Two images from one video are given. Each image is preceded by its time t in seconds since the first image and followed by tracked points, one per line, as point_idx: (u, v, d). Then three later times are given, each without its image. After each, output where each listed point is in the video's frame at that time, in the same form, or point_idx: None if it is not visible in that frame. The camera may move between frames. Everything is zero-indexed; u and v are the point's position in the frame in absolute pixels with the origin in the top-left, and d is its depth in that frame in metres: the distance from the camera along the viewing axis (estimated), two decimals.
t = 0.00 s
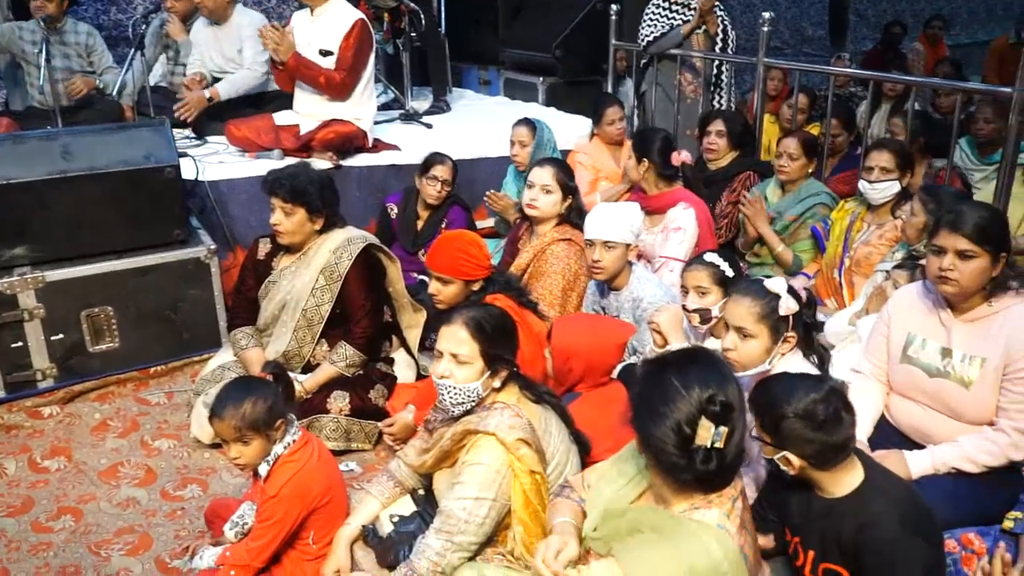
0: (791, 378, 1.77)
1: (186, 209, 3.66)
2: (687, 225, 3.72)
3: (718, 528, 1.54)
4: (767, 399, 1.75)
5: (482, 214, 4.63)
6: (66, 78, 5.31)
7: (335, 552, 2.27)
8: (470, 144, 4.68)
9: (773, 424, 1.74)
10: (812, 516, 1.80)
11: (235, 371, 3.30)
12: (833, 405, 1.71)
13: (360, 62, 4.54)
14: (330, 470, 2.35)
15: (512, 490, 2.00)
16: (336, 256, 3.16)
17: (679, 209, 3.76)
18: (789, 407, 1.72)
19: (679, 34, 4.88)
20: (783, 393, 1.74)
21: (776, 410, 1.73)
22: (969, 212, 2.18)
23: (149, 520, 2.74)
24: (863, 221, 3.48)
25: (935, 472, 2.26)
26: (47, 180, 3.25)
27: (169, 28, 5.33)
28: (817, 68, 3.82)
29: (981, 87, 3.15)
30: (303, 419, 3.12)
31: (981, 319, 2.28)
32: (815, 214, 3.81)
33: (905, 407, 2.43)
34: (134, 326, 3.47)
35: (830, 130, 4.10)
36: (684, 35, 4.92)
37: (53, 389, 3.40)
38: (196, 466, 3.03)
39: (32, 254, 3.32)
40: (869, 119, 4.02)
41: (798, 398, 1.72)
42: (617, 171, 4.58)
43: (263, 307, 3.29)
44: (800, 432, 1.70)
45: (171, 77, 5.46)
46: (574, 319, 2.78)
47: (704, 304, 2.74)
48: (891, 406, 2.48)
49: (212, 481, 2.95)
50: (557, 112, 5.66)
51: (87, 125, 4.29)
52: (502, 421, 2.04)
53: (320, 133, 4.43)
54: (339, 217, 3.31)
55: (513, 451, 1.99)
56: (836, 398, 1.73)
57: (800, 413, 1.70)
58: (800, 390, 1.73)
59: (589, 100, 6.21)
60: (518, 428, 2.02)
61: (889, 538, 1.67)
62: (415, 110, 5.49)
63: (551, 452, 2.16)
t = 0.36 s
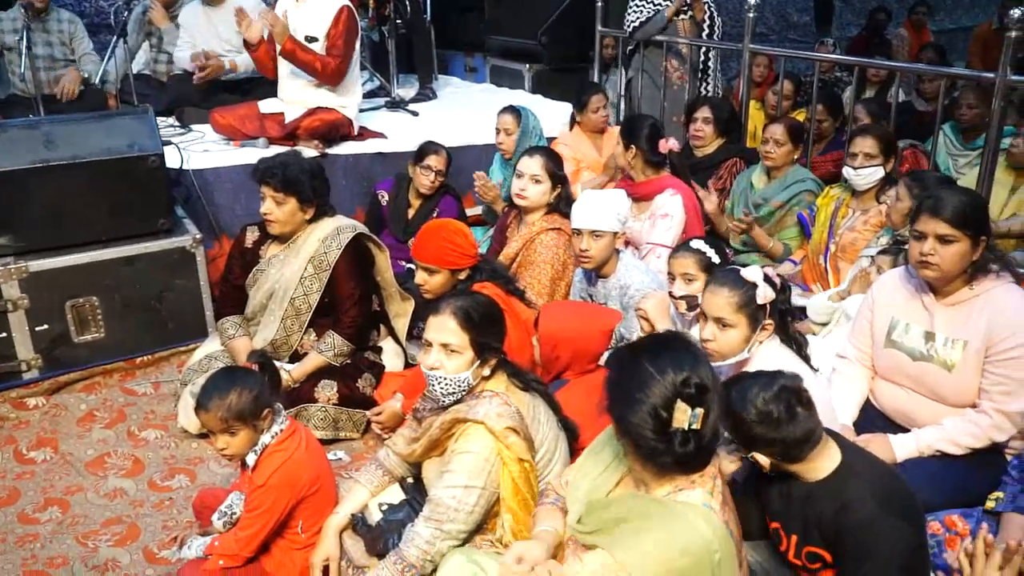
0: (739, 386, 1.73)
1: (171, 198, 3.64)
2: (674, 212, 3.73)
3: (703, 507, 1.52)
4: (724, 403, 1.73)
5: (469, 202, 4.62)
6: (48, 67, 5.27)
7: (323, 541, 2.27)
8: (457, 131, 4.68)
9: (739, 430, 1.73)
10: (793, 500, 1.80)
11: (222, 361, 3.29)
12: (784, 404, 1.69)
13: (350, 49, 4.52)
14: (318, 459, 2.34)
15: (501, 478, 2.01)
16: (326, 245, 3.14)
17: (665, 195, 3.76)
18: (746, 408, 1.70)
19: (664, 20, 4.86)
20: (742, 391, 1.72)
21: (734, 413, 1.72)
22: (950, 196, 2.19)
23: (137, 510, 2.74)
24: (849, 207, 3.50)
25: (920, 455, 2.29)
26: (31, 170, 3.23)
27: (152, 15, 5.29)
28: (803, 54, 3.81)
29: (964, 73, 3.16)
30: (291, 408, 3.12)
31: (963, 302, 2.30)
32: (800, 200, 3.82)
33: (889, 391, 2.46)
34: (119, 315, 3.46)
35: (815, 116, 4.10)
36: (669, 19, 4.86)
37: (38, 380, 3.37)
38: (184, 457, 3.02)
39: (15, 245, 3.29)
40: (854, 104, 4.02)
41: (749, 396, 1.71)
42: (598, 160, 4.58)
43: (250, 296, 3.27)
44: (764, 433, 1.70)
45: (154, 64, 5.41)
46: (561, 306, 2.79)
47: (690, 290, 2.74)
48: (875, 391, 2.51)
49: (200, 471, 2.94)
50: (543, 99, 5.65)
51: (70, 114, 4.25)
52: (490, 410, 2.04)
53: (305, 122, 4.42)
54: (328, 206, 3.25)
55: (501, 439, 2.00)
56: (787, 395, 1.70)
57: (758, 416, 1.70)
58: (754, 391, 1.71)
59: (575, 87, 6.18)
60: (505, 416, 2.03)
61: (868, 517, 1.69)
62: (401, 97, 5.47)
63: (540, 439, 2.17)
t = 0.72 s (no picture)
0: (725, 382, 1.75)
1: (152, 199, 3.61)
2: (653, 208, 3.73)
3: (663, 504, 1.50)
4: (711, 403, 1.75)
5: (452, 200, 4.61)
6: (26, 67, 5.22)
7: (309, 542, 2.26)
8: (439, 130, 4.67)
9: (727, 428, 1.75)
10: (778, 493, 1.81)
11: (205, 363, 3.27)
12: (770, 401, 1.70)
13: (326, 49, 4.52)
14: (301, 460, 2.33)
15: (486, 477, 2.01)
16: (308, 245, 3.12)
17: (645, 192, 3.77)
18: (735, 409, 1.71)
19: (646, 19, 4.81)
20: (725, 389, 1.74)
21: (723, 413, 1.74)
22: (917, 188, 2.21)
23: (120, 514, 2.71)
24: (830, 203, 3.52)
25: (901, 447, 2.30)
26: (10, 172, 3.20)
27: (131, 13, 5.23)
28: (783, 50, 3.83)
29: (941, 68, 3.19)
30: (275, 409, 3.11)
31: (937, 292, 2.31)
32: (782, 196, 3.84)
33: (870, 382, 2.47)
34: (100, 318, 3.43)
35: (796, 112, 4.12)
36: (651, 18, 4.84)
37: (18, 384, 3.34)
38: (167, 459, 3.00)
39: None
40: (833, 100, 4.04)
41: (734, 394, 1.72)
42: (576, 159, 4.59)
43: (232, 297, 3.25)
44: (751, 432, 1.72)
45: (133, 64, 5.37)
46: (545, 301, 2.83)
47: (673, 286, 2.74)
48: (855, 382, 2.53)
49: (184, 473, 2.92)
50: (526, 97, 5.65)
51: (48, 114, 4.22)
52: (475, 409, 2.04)
53: (286, 121, 4.41)
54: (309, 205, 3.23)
55: (486, 437, 2.00)
56: (772, 390, 1.71)
57: (746, 414, 1.71)
58: (738, 388, 1.73)
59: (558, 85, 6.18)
60: (490, 414, 2.03)
61: (852, 508, 1.70)
62: (383, 96, 5.45)
63: (525, 437, 2.16)
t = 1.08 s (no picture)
0: (695, 376, 1.77)
1: (114, 202, 3.55)
2: (622, 203, 3.74)
3: (622, 500, 1.49)
4: (683, 398, 1.76)
5: (420, 198, 4.60)
6: None
7: (280, 545, 2.24)
8: (407, 128, 4.65)
9: (698, 422, 1.76)
10: (746, 484, 1.82)
11: (172, 367, 3.23)
12: (741, 391, 1.72)
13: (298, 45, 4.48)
14: (271, 463, 2.31)
15: (457, 475, 2.01)
16: (271, 244, 3.09)
17: (614, 187, 3.79)
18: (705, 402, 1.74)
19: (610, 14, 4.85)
20: (696, 382, 1.76)
21: (693, 406, 1.75)
22: (882, 180, 2.24)
23: (87, 523, 2.67)
24: (794, 195, 3.55)
25: (866, 435, 2.34)
26: None
27: (90, 13, 5.15)
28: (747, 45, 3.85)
29: (901, 62, 3.23)
30: (244, 412, 3.07)
31: (901, 282, 2.34)
32: (747, 189, 3.87)
33: (835, 372, 2.50)
34: (64, 324, 3.38)
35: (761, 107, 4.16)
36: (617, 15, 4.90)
37: None
38: (134, 466, 2.96)
39: None
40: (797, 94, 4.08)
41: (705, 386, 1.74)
42: (553, 151, 4.58)
43: (196, 300, 3.22)
44: (720, 423, 1.73)
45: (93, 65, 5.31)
46: (515, 299, 2.83)
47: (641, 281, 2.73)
48: (822, 373, 2.55)
49: (152, 480, 2.88)
50: (492, 94, 5.63)
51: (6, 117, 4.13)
52: (446, 407, 2.02)
53: (251, 121, 4.37)
54: (271, 206, 3.20)
55: (457, 435, 1.99)
56: (743, 381, 1.74)
57: (716, 406, 1.73)
58: (709, 381, 1.75)
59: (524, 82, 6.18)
60: (462, 412, 2.02)
61: (819, 496, 1.72)
62: (348, 95, 5.41)
63: (496, 434, 2.15)
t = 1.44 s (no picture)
0: (685, 365, 1.77)
1: (71, 201, 3.49)
2: (588, 198, 3.75)
3: (571, 488, 1.50)
4: (676, 386, 1.76)
5: (384, 194, 4.63)
6: None
7: (248, 545, 2.22)
8: (370, 123, 4.62)
9: (694, 409, 1.76)
10: (714, 473, 1.84)
11: (134, 368, 3.19)
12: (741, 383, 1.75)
13: (250, 43, 4.44)
14: (237, 462, 2.28)
15: (426, 471, 2.01)
16: (235, 243, 3.05)
17: (580, 182, 3.79)
18: (700, 392, 1.74)
19: (572, 8, 4.86)
20: (678, 372, 1.77)
21: (686, 393, 1.75)
22: (850, 173, 2.28)
23: (49, 528, 2.62)
24: (756, 187, 3.59)
25: (830, 422, 2.38)
26: None
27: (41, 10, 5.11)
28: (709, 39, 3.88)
29: (858, 54, 3.28)
30: (209, 412, 3.04)
31: (866, 275, 2.37)
32: (710, 181, 3.90)
33: (800, 362, 2.54)
34: (22, 327, 3.31)
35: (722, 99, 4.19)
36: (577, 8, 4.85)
37: None
38: (97, 469, 2.92)
39: None
40: (757, 87, 4.12)
41: (702, 375, 1.75)
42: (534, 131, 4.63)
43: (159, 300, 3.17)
44: (717, 413, 1.74)
45: (47, 62, 5.23)
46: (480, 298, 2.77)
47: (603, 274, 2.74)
48: (787, 363, 2.59)
49: (116, 483, 2.84)
50: (456, 89, 5.62)
51: None
52: (413, 403, 2.02)
53: (211, 117, 4.29)
54: (234, 204, 3.16)
55: (425, 431, 1.99)
56: (742, 375, 1.77)
57: (716, 396, 1.73)
58: (697, 370, 1.76)
59: (488, 76, 6.16)
60: (428, 408, 2.02)
61: (784, 482, 1.74)
62: (310, 90, 5.36)
63: (464, 429, 2.14)
